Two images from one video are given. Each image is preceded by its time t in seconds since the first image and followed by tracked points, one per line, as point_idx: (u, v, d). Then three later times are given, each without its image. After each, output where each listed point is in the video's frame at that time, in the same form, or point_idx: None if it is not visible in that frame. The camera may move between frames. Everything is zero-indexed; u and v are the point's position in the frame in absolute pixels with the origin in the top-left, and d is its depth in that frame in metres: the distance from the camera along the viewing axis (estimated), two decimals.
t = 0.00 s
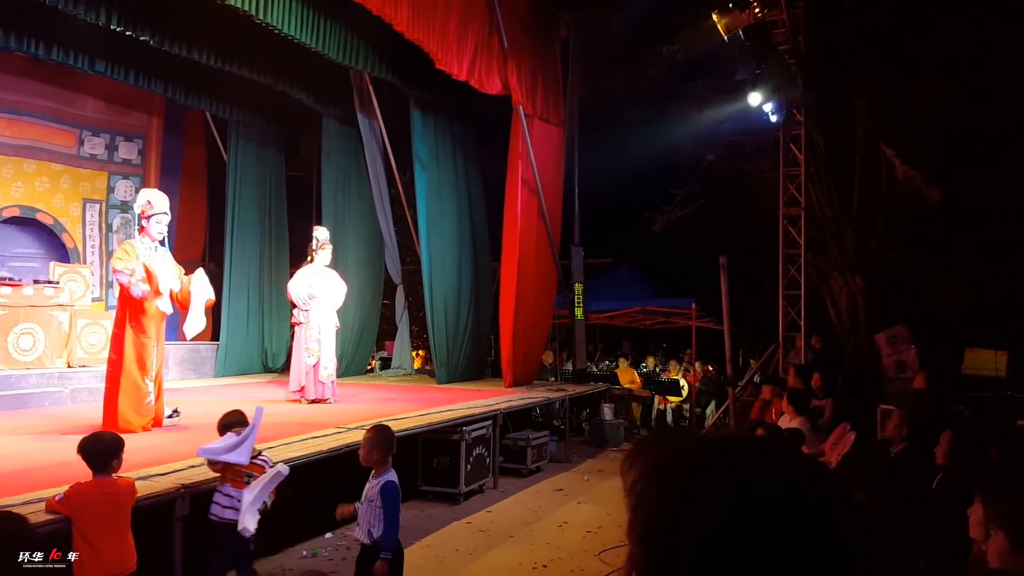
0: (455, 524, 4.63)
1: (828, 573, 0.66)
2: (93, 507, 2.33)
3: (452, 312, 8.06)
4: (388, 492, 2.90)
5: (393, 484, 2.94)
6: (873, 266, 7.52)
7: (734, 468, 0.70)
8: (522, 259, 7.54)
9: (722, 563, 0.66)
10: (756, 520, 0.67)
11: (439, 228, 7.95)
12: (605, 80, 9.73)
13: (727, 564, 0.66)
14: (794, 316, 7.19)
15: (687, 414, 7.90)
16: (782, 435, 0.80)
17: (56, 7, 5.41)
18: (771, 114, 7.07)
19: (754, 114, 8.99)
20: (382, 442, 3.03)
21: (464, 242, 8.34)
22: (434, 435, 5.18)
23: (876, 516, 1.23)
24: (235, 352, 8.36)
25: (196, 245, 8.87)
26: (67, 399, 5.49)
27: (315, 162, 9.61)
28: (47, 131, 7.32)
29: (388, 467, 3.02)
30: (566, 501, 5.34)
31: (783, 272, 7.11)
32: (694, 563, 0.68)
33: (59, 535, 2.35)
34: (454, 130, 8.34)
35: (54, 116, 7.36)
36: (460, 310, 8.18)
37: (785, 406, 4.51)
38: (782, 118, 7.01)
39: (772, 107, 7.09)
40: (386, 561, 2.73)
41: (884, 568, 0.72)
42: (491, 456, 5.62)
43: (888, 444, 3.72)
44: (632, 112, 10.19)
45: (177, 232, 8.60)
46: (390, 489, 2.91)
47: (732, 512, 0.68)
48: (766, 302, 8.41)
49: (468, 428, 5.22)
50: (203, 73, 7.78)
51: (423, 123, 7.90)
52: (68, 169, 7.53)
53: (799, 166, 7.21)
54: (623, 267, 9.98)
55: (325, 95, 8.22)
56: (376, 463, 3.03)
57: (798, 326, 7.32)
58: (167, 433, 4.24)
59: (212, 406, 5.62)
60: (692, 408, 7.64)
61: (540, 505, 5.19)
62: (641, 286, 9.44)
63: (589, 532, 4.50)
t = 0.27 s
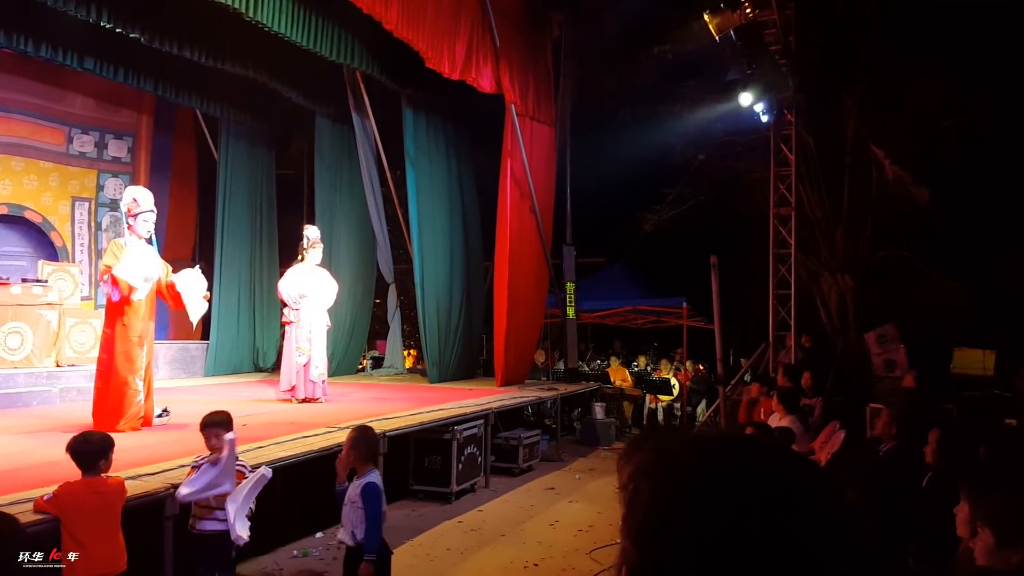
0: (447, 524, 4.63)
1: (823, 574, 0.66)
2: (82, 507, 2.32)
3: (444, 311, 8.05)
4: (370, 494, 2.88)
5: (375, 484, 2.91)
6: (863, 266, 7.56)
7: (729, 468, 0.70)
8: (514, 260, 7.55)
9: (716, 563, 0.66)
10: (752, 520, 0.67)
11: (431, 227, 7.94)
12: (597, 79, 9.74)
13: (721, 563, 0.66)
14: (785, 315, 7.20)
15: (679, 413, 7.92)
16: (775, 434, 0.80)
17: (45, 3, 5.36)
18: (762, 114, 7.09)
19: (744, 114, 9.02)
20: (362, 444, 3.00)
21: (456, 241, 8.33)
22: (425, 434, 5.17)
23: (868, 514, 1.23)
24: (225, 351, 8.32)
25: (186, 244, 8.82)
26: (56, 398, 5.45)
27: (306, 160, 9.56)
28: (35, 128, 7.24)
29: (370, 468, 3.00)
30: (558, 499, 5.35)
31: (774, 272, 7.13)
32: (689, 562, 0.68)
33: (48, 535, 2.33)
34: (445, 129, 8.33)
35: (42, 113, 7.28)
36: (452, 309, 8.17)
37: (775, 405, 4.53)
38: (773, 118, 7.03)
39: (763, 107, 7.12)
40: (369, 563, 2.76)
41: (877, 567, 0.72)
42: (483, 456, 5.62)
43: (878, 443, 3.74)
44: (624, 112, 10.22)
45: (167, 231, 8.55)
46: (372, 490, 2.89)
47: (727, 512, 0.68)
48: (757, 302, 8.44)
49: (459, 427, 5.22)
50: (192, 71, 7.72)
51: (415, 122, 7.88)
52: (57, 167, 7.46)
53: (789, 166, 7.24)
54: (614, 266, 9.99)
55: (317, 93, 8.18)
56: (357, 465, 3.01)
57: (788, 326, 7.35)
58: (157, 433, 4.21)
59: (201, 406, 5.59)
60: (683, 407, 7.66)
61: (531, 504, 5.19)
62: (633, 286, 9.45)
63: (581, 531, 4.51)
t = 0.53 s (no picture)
0: (437, 523, 4.63)
1: (813, 571, 0.66)
2: (71, 507, 2.31)
3: (435, 310, 8.04)
4: (349, 494, 2.90)
5: (354, 484, 2.93)
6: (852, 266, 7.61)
7: (719, 466, 0.70)
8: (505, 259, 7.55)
9: (707, 562, 0.66)
10: (743, 516, 0.68)
11: (422, 227, 7.93)
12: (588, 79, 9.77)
13: (712, 561, 0.66)
14: (774, 315, 7.23)
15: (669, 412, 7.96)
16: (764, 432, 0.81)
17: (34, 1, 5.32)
18: (752, 115, 7.13)
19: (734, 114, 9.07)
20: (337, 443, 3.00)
21: (447, 241, 8.32)
22: (416, 433, 5.17)
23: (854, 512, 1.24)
24: (215, 351, 8.28)
25: (176, 243, 8.78)
26: (45, 398, 5.42)
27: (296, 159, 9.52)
28: (23, 127, 7.17)
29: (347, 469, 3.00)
30: (549, 498, 5.36)
31: (763, 272, 7.17)
32: (681, 560, 0.68)
33: (37, 536, 2.31)
34: (436, 128, 8.32)
35: (30, 111, 7.21)
36: (443, 309, 8.16)
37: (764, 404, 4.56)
38: (763, 118, 7.07)
39: (753, 107, 7.16)
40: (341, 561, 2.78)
41: (865, 564, 0.73)
42: (473, 455, 5.62)
43: (866, 441, 3.77)
44: (614, 111, 10.26)
45: (156, 230, 8.50)
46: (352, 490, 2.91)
47: (718, 510, 0.68)
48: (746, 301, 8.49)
49: (450, 427, 5.22)
50: (181, 69, 7.68)
51: (406, 121, 7.88)
52: (45, 166, 7.39)
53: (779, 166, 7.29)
54: (605, 266, 10.01)
55: (307, 92, 8.16)
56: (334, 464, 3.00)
57: (778, 325, 7.39)
58: (146, 433, 4.18)
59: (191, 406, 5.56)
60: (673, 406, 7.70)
61: (522, 503, 5.20)
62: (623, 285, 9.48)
63: (571, 529, 4.52)
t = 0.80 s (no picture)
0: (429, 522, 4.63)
1: (803, 571, 0.67)
2: (61, 505, 2.29)
3: (427, 309, 8.03)
4: (337, 492, 2.92)
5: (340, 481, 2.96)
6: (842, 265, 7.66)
7: (712, 465, 0.71)
8: (498, 257, 7.55)
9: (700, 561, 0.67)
10: (735, 515, 0.68)
11: (414, 225, 7.92)
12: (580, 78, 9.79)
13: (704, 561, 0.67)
14: (765, 313, 7.25)
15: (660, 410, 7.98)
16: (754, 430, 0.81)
17: None
18: (743, 114, 7.16)
19: (725, 113, 9.11)
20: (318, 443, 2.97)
21: (439, 239, 8.31)
22: (408, 432, 5.17)
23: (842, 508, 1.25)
24: (206, 350, 8.24)
25: (167, 241, 8.73)
26: (35, 397, 5.38)
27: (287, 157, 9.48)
28: (12, 124, 7.11)
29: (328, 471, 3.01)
30: (540, 497, 5.37)
31: (755, 270, 7.20)
32: (673, 560, 0.68)
33: (27, 535, 2.29)
34: (428, 126, 8.30)
35: (19, 108, 7.16)
36: (435, 307, 8.15)
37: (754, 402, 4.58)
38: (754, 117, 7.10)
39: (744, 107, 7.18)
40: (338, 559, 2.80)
41: (856, 563, 0.73)
42: (465, 453, 5.62)
43: (856, 439, 3.80)
44: (606, 109, 10.31)
45: (147, 227, 8.45)
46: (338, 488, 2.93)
47: (712, 510, 0.68)
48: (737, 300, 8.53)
49: (442, 425, 5.21)
50: (172, 66, 7.64)
51: (398, 119, 7.86)
52: (35, 164, 7.34)
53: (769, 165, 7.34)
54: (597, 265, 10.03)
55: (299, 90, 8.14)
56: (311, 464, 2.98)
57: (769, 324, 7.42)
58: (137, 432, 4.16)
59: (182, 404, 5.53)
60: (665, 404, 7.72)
61: (514, 501, 5.21)
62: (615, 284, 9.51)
63: (563, 528, 4.53)
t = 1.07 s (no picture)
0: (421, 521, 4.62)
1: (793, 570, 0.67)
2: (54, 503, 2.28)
3: (419, 308, 8.02)
4: (325, 495, 2.92)
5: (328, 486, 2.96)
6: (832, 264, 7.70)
7: (702, 466, 0.71)
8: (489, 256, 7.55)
9: (693, 562, 0.67)
10: (727, 515, 0.68)
11: (406, 224, 7.90)
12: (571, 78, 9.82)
13: (696, 562, 0.67)
14: (755, 312, 7.27)
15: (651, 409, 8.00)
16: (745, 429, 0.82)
17: None
18: (734, 114, 7.19)
19: (716, 113, 9.16)
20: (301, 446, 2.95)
21: (430, 238, 8.30)
22: (399, 431, 5.16)
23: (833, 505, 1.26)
24: (196, 349, 8.20)
25: (156, 240, 8.68)
26: (23, 397, 5.35)
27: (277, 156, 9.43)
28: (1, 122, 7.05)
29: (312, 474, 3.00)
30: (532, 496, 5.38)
31: (745, 270, 7.23)
32: (665, 561, 0.68)
33: (19, 535, 2.28)
34: (420, 125, 8.29)
35: (7, 106, 7.09)
36: (426, 306, 8.14)
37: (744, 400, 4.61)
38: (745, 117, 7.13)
39: (735, 106, 7.21)
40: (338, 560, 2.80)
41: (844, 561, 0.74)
42: (456, 453, 5.62)
43: (845, 437, 3.82)
44: (597, 107, 10.38)
45: (137, 226, 8.40)
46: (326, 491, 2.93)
47: (703, 510, 0.68)
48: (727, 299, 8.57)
49: (433, 425, 5.21)
50: (162, 64, 7.59)
51: (389, 118, 7.84)
52: (24, 163, 7.27)
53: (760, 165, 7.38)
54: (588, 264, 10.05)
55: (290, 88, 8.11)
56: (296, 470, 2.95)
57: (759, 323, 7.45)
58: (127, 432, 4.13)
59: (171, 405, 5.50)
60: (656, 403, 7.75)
61: (505, 500, 5.21)
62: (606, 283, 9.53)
63: (554, 526, 4.54)
